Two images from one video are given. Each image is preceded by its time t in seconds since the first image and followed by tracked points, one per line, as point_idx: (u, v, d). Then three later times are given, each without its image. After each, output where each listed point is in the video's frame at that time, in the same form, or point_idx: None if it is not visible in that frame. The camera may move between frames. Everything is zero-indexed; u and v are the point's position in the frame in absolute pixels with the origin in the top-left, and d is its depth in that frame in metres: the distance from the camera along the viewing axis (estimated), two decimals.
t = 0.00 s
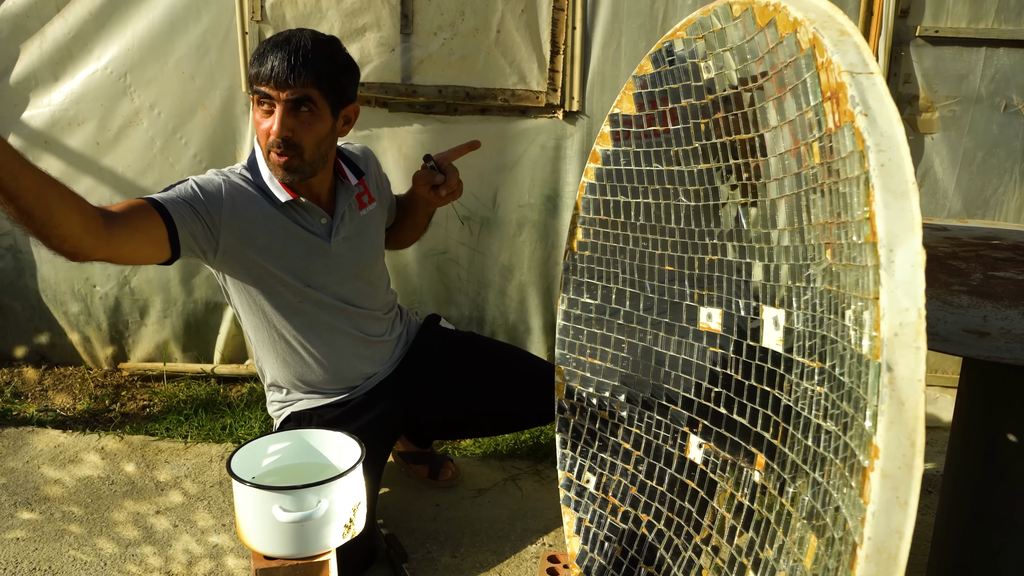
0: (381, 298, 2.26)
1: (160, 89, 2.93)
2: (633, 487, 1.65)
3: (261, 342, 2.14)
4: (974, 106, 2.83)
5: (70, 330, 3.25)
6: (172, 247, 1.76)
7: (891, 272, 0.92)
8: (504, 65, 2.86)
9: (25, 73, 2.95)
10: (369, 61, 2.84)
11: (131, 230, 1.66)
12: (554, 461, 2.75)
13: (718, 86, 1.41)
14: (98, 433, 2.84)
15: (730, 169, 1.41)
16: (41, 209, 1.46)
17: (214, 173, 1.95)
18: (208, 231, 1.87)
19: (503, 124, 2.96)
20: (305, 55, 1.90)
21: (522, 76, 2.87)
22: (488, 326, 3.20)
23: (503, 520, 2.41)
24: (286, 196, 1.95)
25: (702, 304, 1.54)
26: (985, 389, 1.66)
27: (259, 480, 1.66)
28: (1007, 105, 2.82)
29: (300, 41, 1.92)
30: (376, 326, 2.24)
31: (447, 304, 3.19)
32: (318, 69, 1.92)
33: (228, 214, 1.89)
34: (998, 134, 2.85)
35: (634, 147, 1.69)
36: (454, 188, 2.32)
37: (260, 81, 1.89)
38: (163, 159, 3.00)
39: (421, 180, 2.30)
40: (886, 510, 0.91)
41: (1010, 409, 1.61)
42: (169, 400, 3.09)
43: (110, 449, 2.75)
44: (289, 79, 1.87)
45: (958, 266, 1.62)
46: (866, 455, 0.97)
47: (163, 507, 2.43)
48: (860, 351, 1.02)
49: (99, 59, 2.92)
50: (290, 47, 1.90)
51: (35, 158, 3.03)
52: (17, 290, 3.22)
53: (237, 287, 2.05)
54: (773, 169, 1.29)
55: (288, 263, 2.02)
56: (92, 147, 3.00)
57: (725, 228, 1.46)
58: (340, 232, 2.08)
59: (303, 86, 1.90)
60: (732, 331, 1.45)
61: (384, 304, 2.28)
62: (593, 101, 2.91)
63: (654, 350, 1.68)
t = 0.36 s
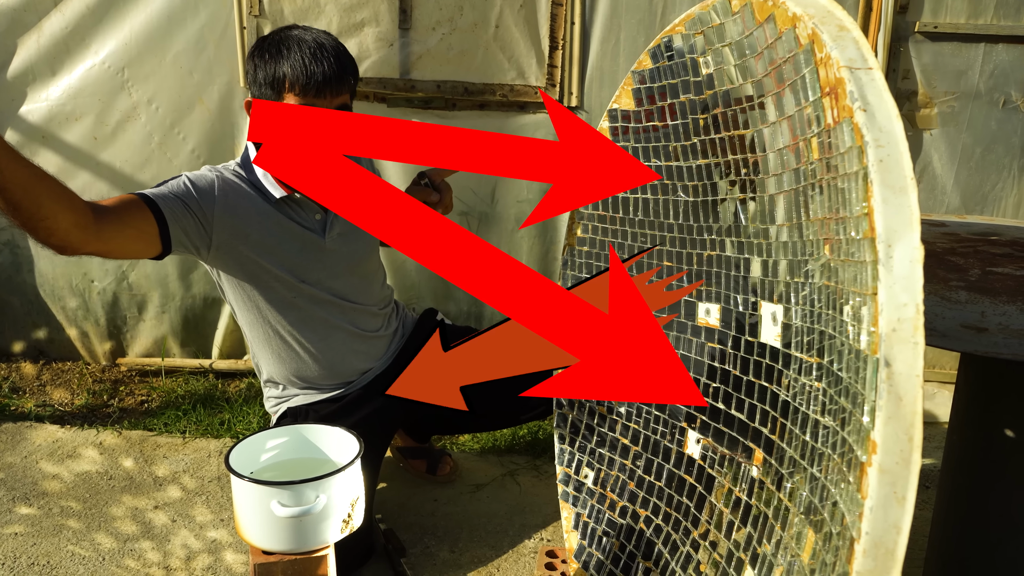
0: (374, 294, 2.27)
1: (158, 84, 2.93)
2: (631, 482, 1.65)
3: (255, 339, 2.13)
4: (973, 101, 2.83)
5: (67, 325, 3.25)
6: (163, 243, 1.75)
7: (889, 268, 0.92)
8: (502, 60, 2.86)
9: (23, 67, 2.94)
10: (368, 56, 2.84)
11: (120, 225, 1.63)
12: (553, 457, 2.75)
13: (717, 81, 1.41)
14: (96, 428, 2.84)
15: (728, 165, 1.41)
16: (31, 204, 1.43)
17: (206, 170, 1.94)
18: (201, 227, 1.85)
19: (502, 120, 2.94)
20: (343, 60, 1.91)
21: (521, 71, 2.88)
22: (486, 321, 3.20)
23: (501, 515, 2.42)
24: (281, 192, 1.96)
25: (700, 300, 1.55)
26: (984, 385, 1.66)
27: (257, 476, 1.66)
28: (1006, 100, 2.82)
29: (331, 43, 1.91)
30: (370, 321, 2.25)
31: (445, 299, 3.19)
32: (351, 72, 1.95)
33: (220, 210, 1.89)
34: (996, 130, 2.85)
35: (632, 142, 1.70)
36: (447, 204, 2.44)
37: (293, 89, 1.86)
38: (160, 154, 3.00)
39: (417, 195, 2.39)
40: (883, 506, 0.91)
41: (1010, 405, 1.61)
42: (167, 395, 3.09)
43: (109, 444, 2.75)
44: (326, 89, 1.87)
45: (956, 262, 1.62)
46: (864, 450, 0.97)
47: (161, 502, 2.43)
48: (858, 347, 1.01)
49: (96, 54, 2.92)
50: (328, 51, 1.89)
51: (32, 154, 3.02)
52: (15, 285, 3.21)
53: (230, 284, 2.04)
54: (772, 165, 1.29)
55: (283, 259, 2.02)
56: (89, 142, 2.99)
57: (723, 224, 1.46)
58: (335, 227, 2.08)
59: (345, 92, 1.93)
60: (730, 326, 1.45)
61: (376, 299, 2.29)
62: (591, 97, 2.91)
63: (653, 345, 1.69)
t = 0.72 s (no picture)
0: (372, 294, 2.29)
1: (156, 80, 2.92)
2: (630, 479, 1.66)
3: (255, 339, 2.12)
4: (972, 97, 2.82)
5: (66, 321, 3.24)
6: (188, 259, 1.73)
7: (888, 264, 0.92)
8: (502, 56, 2.86)
9: (21, 63, 2.94)
10: (367, 52, 2.83)
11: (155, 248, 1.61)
12: (551, 453, 2.76)
13: (717, 76, 1.40)
14: (95, 424, 2.84)
15: (727, 160, 1.41)
16: (75, 238, 1.41)
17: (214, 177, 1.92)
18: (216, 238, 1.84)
19: (500, 115, 2.94)
20: (351, 58, 1.92)
21: (520, 67, 2.87)
22: (485, 317, 3.20)
23: (500, 511, 2.42)
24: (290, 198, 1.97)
25: (700, 296, 1.55)
26: (982, 381, 1.66)
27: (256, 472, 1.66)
28: (1005, 96, 2.82)
29: (338, 41, 1.91)
30: (368, 321, 2.27)
31: (444, 295, 3.18)
32: (358, 70, 1.95)
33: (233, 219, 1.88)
34: (995, 126, 2.84)
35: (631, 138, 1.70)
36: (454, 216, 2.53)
37: (302, 88, 1.86)
38: (159, 150, 2.99)
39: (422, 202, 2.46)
40: (882, 502, 0.91)
41: (1009, 401, 1.61)
42: (166, 391, 3.09)
43: (108, 440, 2.75)
44: (335, 88, 1.88)
45: (955, 258, 1.62)
46: (864, 446, 0.96)
47: (160, 498, 2.44)
48: (858, 343, 1.01)
49: (95, 49, 2.91)
50: (336, 49, 1.89)
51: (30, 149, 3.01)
52: (14, 281, 3.21)
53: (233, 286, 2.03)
54: (771, 162, 1.28)
55: (288, 262, 2.02)
56: (88, 138, 2.98)
57: (722, 221, 1.46)
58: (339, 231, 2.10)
59: (353, 90, 1.94)
60: (729, 321, 1.45)
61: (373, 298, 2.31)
62: (590, 93, 2.90)
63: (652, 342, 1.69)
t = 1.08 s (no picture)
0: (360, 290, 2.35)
1: (156, 74, 2.92)
2: (629, 474, 1.66)
3: (255, 334, 2.10)
4: (972, 93, 2.82)
5: (66, 317, 3.24)
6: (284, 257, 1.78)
7: (888, 259, 0.92)
8: (501, 51, 2.85)
9: (20, 58, 2.93)
10: (367, 47, 2.82)
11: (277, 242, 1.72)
12: (551, 448, 2.76)
13: (716, 72, 1.40)
14: (95, 420, 2.84)
15: (727, 156, 1.41)
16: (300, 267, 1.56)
17: (246, 177, 1.92)
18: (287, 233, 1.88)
19: (500, 111, 2.93)
20: (351, 47, 2.01)
21: (519, 63, 2.87)
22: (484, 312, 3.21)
23: (499, 506, 2.43)
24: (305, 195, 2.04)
25: (700, 292, 1.55)
26: (980, 376, 1.66)
27: (256, 467, 1.66)
28: (1005, 92, 2.81)
29: (338, 31, 2.01)
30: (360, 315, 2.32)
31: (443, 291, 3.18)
32: (358, 59, 2.05)
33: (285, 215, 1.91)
34: (995, 122, 2.84)
35: (631, 134, 1.70)
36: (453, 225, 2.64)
37: (305, 76, 1.95)
38: (158, 145, 2.99)
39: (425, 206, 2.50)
40: (881, 497, 0.91)
41: (1007, 397, 1.61)
42: (166, 387, 3.09)
43: (107, 435, 2.75)
44: (338, 76, 1.98)
45: (955, 254, 1.62)
46: (863, 442, 0.96)
47: (160, 493, 2.44)
48: (857, 339, 1.01)
49: (94, 45, 2.90)
50: (337, 38, 1.99)
51: (30, 145, 3.01)
52: (12, 277, 3.20)
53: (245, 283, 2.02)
54: (770, 158, 1.29)
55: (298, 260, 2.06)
56: (87, 133, 2.98)
57: (720, 216, 1.46)
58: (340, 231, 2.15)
59: (354, 78, 2.04)
60: (729, 316, 1.45)
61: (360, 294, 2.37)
62: (589, 88, 2.90)
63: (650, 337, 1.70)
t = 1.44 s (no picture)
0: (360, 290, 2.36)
1: (156, 71, 2.91)
2: (629, 471, 1.67)
3: (260, 329, 2.09)
4: (973, 90, 2.82)
5: (66, 313, 3.24)
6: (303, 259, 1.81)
7: (888, 256, 0.92)
8: (501, 48, 2.85)
9: (20, 54, 2.92)
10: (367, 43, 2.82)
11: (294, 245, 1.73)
12: (551, 445, 2.76)
13: (717, 68, 1.40)
14: (95, 416, 2.84)
15: (727, 153, 1.41)
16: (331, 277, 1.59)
17: (259, 178, 1.92)
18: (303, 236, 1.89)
19: (500, 108, 2.93)
20: (369, 49, 2.01)
21: (520, 59, 2.87)
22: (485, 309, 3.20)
23: (499, 503, 2.43)
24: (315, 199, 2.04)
25: (701, 288, 1.55)
26: (980, 374, 1.66)
27: (256, 463, 1.66)
28: (1005, 89, 2.81)
29: (356, 33, 2.01)
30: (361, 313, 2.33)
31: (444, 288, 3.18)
32: (376, 61, 2.05)
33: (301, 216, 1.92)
34: (996, 119, 2.84)
35: (631, 130, 1.70)
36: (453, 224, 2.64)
37: (323, 78, 1.95)
38: (158, 141, 2.99)
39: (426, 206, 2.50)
40: (881, 493, 0.91)
41: (1007, 394, 1.61)
42: (166, 383, 3.09)
43: (108, 432, 2.75)
44: (357, 77, 1.97)
45: (955, 251, 1.62)
46: (863, 438, 0.96)
47: (160, 490, 2.44)
48: (857, 335, 1.01)
49: (94, 41, 2.90)
50: (355, 40, 1.98)
51: (30, 141, 3.00)
52: (12, 273, 3.20)
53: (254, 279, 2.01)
54: (770, 154, 1.28)
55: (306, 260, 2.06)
56: (88, 129, 2.98)
57: (720, 213, 1.46)
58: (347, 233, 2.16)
59: (372, 81, 2.03)
60: (729, 313, 1.45)
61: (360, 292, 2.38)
62: (590, 85, 2.91)
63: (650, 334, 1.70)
